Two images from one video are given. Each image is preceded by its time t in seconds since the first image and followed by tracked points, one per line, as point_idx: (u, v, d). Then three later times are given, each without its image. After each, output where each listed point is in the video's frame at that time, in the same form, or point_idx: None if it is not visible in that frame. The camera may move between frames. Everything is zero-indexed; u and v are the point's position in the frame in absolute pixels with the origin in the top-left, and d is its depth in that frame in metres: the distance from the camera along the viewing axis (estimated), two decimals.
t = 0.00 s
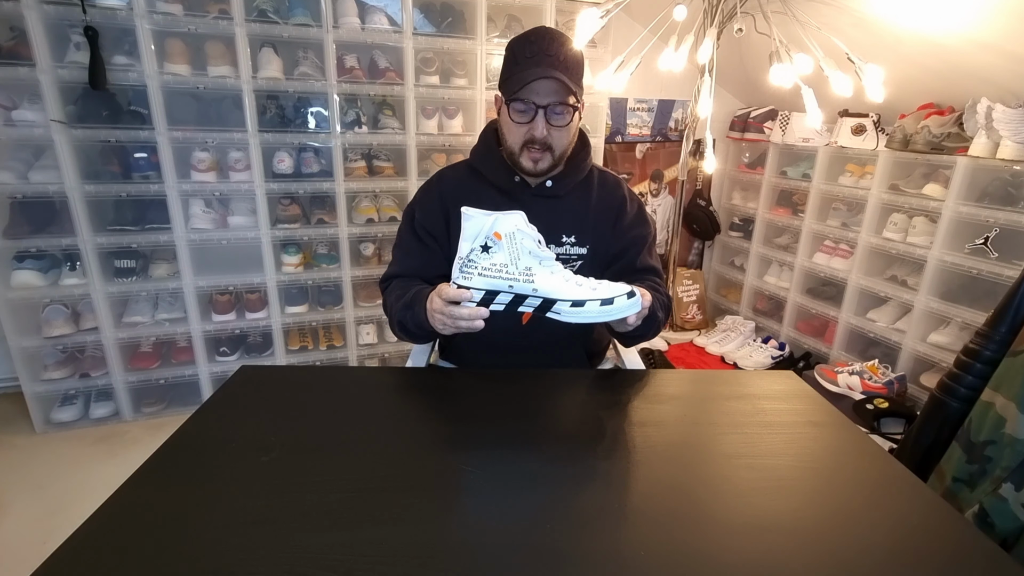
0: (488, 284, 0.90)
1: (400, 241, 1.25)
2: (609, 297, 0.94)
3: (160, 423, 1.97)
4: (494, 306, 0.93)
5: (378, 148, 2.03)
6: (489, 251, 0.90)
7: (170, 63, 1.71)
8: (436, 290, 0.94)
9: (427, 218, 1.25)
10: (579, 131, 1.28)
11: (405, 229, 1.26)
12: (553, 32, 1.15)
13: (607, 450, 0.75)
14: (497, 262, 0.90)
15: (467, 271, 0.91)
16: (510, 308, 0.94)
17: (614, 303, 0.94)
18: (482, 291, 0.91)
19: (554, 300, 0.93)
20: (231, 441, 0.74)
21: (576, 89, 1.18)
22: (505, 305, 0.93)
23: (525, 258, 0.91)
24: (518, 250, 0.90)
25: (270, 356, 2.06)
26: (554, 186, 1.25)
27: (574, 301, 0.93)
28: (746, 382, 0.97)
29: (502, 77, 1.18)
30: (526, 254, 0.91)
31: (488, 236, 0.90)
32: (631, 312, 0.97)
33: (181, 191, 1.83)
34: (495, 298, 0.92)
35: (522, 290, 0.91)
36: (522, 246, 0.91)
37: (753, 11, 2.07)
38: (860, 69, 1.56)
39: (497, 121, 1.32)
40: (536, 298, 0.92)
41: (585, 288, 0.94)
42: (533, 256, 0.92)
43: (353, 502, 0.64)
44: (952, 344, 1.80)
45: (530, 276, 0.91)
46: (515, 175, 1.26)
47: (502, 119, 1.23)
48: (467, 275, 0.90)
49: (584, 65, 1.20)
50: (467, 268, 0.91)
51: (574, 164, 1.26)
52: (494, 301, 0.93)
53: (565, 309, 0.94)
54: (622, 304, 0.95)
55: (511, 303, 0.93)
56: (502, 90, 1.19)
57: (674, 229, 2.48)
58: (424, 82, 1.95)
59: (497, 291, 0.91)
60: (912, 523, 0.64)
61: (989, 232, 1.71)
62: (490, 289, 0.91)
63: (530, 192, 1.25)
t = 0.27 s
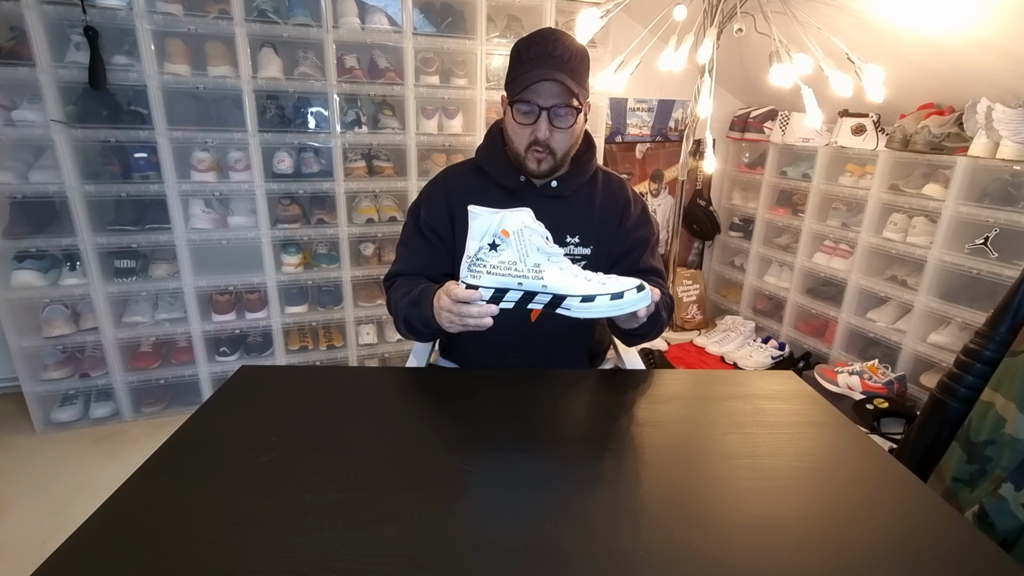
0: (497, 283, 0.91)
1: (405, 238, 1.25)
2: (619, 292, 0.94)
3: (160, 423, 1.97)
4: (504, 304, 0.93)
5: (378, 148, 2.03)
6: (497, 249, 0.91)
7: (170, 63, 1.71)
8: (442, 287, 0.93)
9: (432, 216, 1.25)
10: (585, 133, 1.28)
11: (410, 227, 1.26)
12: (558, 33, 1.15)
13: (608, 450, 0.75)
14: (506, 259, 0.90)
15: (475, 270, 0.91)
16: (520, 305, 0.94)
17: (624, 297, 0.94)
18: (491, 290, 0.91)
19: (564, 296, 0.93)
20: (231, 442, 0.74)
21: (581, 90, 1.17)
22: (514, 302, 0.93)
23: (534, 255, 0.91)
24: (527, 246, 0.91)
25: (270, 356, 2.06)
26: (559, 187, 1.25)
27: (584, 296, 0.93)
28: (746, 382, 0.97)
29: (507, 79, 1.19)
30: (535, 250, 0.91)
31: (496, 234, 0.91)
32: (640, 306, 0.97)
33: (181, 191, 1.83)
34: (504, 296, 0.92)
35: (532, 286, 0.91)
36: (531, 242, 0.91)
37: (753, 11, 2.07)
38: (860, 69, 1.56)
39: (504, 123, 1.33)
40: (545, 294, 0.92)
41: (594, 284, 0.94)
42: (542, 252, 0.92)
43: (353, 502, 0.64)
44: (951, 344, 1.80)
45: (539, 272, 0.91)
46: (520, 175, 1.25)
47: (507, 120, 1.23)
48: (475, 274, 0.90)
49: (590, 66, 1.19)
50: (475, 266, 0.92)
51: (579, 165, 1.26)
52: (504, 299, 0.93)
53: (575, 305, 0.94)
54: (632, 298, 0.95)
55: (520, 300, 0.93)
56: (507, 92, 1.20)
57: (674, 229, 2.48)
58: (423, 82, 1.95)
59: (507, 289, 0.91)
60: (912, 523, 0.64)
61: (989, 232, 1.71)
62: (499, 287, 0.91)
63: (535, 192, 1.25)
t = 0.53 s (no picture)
0: (504, 280, 0.92)
1: (407, 236, 1.24)
2: (625, 289, 0.93)
3: (160, 423, 1.97)
4: (511, 300, 0.94)
5: (378, 148, 2.03)
6: (504, 246, 0.91)
7: (170, 63, 1.71)
8: (449, 288, 0.92)
9: (435, 214, 1.26)
10: (587, 133, 1.28)
11: (413, 225, 1.26)
12: (561, 33, 1.15)
13: (608, 450, 0.75)
14: (512, 257, 0.91)
15: (482, 266, 0.91)
16: (527, 302, 0.95)
17: (630, 295, 0.94)
18: (498, 286, 0.92)
19: (571, 293, 0.93)
20: (231, 442, 0.74)
21: (584, 90, 1.17)
22: (521, 299, 0.94)
23: (540, 252, 0.92)
24: (533, 244, 0.91)
25: (270, 356, 2.06)
26: (561, 186, 1.25)
27: (591, 293, 0.93)
28: (746, 382, 0.97)
29: (511, 78, 1.19)
30: (541, 248, 0.92)
31: (503, 231, 0.92)
32: (647, 304, 0.96)
33: (181, 191, 1.83)
34: (511, 292, 0.93)
35: (538, 283, 0.92)
36: (538, 240, 0.92)
37: (753, 11, 2.07)
38: (860, 69, 1.56)
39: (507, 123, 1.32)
40: (552, 291, 0.93)
41: (600, 281, 0.93)
42: (549, 249, 0.92)
43: (353, 502, 0.64)
44: (951, 344, 1.80)
45: (546, 269, 0.92)
46: (523, 174, 1.25)
47: (510, 120, 1.23)
48: (482, 270, 0.91)
49: (593, 66, 1.19)
50: (482, 263, 0.92)
51: (581, 164, 1.26)
52: (511, 295, 0.94)
53: (581, 302, 0.93)
54: (638, 296, 0.94)
55: (527, 297, 0.93)
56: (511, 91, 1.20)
57: (674, 229, 2.48)
58: (423, 82, 1.95)
59: (513, 286, 0.92)
60: (912, 523, 0.64)
61: (989, 232, 1.71)
62: (506, 283, 0.92)
63: (537, 192, 1.25)
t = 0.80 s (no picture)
0: (523, 282, 0.91)
1: (408, 235, 1.24)
2: (642, 300, 0.94)
3: (160, 423, 1.97)
4: (528, 303, 0.94)
5: (378, 148, 2.03)
6: (526, 250, 0.91)
7: (170, 63, 1.71)
8: (466, 288, 0.92)
9: (435, 212, 1.25)
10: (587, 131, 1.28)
11: (413, 224, 1.26)
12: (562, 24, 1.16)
13: (608, 450, 0.75)
14: (534, 260, 0.91)
15: (504, 268, 0.91)
16: (544, 306, 0.94)
17: (646, 307, 0.95)
18: (518, 289, 0.91)
19: (588, 300, 0.93)
20: (231, 442, 0.74)
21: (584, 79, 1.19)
22: (539, 303, 0.93)
23: (562, 258, 0.92)
24: (556, 249, 0.92)
25: (270, 356, 2.06)
26: (562, 185, 1.26)
27: (609, 302, 0.93)
28: (746, 382, 0.97)
29: (512, 70, 1.18)
30: (563, 254, 0.92)
31: (527, 235, 0.92)
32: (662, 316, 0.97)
33: (181, 191, 1.83)
34: (529, 296, 0.93)
35: (557, 289, 0.92)
36: (560, 246, 0.92)
37: (753, 11, 2.07)
38: (860, 69, 1.56)
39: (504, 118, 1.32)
40: (570, 298, 0.93)
41: (619, 291, 0.94)
42: (571, 256, 0.93)
43: (353, 502, 0.64)
44: (951, 344, 1.80)
45: (566, 275, 0.92)
46: (524, 173, 1.26)
47: (512, 112, 1.22)
48: (504, 272, 0.90)
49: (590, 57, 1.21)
50: (504, 265, 0.92)
51: (581, 163, 1.27)
52: (529, 299, 0.93)
53: (598, 310, 0.93)
54: (653, 308, 0.95)
55: (545, 302, 0.93)
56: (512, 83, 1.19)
57: (674, 229, 2.49)
58: (424, 82, 1.95)
59: (532, 289, 0.92)
60: (912, 524, 0.64)
61: (989, 232, 1.71)
62: (525, 286, 0.91)
63: (538, 190, 1.25)
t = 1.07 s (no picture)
0: (555, 267, 0.90)
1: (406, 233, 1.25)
2: (672, 284, 0.94)
3: (160, 423, 1.97)
4: (557, 291, 0.92)
5: (378, 148, 2.03)
6: (558, 235, 0.91)
7: (170, 63, 1.71)
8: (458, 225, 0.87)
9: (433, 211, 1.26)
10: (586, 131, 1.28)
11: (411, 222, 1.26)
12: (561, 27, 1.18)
13: (608, 450, 0.75)
14: (566, 245, 0.91)
15: (535, 253, 0.90)
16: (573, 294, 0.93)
17: (677, 291, 0.94)
18: (550, 274, 0.90)
19: (619, 285, 0.92)
20: (231, 442, 0.74)
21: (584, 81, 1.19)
22: (568, 290, 0.91)
23: (593, 243, 0.93)
24: (587, 234, 0.92)
25: (270, 356, 2.06)
26: (562, 185, 1.26)
27: (639, 286, 0.92)
28: (746, 382, 0.97)
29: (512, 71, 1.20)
30: (594, 240, 0.93)
31: (558, 220, 0.92)
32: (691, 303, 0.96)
33: (181, 191, 1.83)
34: (560, 282, 0.91)
35: (589, 274, 0.91)
36: (591, 231, 0.93)
37: (753, 11, 2.07)
38: (860, 69, 1.56)
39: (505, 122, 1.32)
40: (601, 283, 0.91)
41: (649, 275, 0.93)
42: (601, 241, 0.93)
43: (353, 502, 0.64)
44: (951, 344, 1.80)
45: (597, 260, 0.91)
46: (523, 173, 1.25)
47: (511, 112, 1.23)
48: (535, 256, 0.89)
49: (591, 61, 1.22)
50: (534, 251, 0.91)
51: (581, 163, 1.27)
52: (558, 286, 0.91)
53: (628, 295, 0.92)
54: (684, 292, 0.95)
55: (575, 288, 0.91)
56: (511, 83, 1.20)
57: (674, 228, 2.49)
58: (424, 82, 1.95)
59: (564, 274, 0.90)
60: (912, 524, 0.64)
61: (989, 232, 1.71)
62: (557, 272, 0.90)
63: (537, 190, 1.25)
